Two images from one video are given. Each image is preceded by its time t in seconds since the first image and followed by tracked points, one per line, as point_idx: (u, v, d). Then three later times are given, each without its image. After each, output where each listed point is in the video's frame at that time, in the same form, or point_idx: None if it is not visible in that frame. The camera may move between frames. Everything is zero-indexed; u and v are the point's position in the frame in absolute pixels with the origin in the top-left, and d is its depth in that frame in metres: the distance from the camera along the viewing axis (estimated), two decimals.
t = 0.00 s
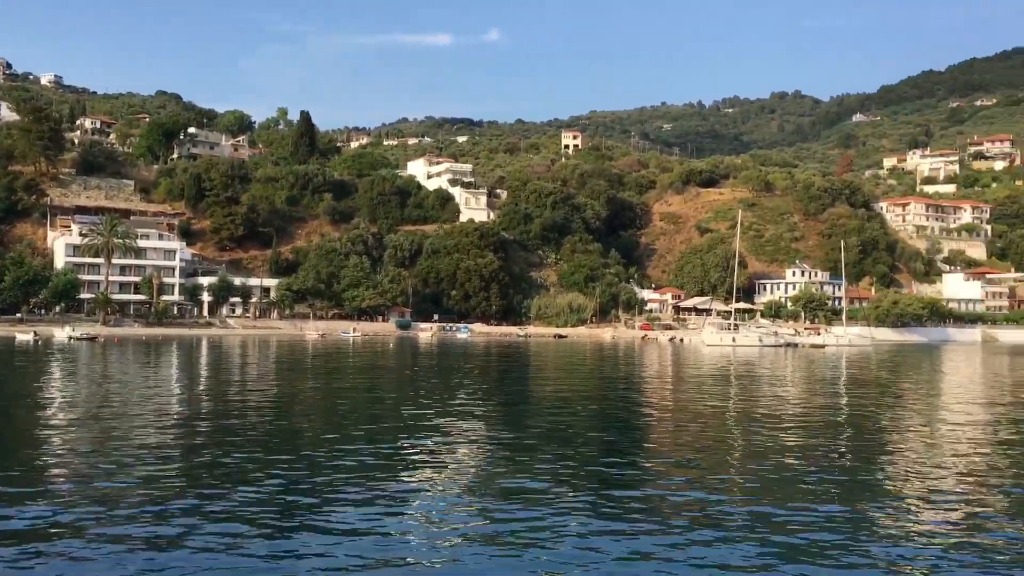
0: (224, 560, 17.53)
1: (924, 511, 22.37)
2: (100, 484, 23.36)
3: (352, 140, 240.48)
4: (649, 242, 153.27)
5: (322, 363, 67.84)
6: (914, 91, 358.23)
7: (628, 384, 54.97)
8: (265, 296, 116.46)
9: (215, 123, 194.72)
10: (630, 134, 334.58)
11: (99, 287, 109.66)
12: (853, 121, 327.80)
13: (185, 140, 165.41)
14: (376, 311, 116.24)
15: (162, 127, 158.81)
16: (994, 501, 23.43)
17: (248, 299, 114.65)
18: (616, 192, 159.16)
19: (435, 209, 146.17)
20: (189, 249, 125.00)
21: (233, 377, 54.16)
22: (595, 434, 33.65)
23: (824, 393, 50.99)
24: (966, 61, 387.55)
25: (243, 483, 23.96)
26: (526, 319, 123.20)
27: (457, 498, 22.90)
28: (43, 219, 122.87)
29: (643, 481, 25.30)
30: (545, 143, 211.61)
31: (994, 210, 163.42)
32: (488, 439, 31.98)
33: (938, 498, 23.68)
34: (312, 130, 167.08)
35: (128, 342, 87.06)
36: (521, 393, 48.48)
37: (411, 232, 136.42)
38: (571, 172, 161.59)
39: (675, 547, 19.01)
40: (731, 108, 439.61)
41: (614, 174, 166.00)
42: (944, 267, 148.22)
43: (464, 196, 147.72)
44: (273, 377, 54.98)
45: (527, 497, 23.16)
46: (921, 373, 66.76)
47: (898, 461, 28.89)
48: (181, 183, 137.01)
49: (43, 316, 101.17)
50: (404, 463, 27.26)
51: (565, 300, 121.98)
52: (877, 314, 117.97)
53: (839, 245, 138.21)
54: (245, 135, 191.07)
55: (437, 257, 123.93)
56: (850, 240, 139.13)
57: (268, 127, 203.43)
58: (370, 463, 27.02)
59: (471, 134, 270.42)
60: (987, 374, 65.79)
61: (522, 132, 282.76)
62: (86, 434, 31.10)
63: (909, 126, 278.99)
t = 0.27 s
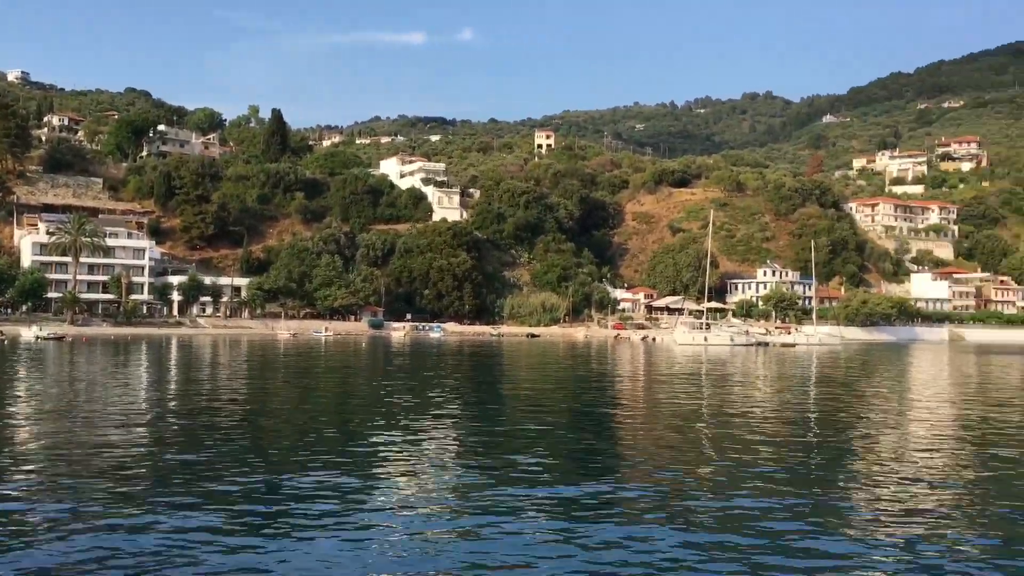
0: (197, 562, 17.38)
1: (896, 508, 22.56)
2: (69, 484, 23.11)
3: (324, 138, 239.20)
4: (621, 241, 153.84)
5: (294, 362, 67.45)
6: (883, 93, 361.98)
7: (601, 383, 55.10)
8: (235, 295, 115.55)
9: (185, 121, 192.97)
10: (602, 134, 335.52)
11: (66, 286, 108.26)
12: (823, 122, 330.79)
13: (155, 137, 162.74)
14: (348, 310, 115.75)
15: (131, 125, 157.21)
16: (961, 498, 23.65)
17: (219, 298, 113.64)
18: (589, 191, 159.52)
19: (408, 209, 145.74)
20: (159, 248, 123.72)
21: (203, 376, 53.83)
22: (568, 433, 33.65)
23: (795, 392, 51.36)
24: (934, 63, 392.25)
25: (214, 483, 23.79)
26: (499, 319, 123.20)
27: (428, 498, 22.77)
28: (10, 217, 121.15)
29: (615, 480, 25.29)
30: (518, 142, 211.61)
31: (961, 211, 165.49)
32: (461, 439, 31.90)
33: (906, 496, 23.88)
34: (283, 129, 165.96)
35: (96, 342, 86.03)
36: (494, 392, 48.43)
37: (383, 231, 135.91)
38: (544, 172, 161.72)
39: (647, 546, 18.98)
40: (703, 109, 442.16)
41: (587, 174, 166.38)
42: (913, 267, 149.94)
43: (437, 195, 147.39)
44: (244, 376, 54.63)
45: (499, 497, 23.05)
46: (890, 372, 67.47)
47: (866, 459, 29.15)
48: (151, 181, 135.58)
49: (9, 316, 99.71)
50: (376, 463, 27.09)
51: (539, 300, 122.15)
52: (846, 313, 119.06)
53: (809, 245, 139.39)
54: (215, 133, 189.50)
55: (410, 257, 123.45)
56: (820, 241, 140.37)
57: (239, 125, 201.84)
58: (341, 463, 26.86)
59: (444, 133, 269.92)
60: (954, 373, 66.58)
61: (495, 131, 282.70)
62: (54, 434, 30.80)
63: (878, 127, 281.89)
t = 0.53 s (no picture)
0: (170, 563, 17.34)
1: (865, 505, 22.82)
2: (40, 486, 22.96)
3: (297, 137, 237.88)
4: (595, 241, 154.30)
5: (267, 362, 67.07)
6: (854, 94, 365.28)
7: (575, 382, 55.22)
8: (207, 295, 114.76)
9: (156, 119, 191.21)
10: (577, 133, 336.11)
11: (35, 285, 106.99)
12: (795, 122, 333.36)
13: (125, 136, 159.92)
14: (322, 310, 115.21)
15: (101, 122, 155.70)
16: (930, 496, 23.80)
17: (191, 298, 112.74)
18: (563, 191, 159.70)
19: (382, 208, 145.23)
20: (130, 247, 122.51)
21: (174, 376, 53.54)
22: (541, 432, 33.73)
23: (767, 391, 51.65)
24: (904, 65, 396.47)
25: (187, 483, 23.70)
26: (473, 318, 123.12)
27: (400, 501, 22.54)
28: None
29: (589, 480, 25.19)
30: (492, 141, 211.56)
31: (930, 211, 167.31)
32: (434, 439, 31.79)
33: (876, 494, 23.98)
34: (256, 127, 164.87)
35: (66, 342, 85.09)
36: (469, 392, 48.38)
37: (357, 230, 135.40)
38: (518, 171, 161.82)
39: (621, 548, 18.86)
40: (677, 109, 444.04)
41: (561, 173, 166.67)
42: (883, 267, 151.45)
43: (411, 194, 146.94)
44: (216, 376, 54.36)
45: (472, 498, 22.87)
46: (861, 371, 68.08)
47: (837, 457, 29.31)
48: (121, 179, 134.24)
49: None
50: (349, 464, 26.87)
51: (513, 300, 122.23)
52: (818, 312, 119.97)
53: (782, 245, 140.35)
54: (187, 131, 187.90)
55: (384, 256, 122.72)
56: (792, 240, 141.37)
57: (211, 123, 200.30)
58: (313, 463, 26.80)
59: (419, 132, 269.17)
60: (924, 371, 67.25)
61: (470, 131, 282.47)
62: (23, 434, 30.58)
63: (849, 128, 284.43)
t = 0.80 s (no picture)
0: (144, 566, 17.21)
1: (839, 502, 22.97)
2: (11, 488, 22.70)
3: (271, 136, 236.45)
4: (571, 240, 154.60)
5: (241, 362, 66.66)
6: (827, 95, 368.19)
7: (550, 381, 55.24)
8: (180, 295, 113.88)
9: (128, 117, 189.42)
10: (552, 133, 336.63)
11: (5, 285, 105.71)
12: (769, 123, 335.58)
13: (96, 134, 159.67)
14: (296, 310, 114.51)
15: (72, 120, 154.09)
16: (901, 494, 23.95)
17: (164, 297, 111.83)
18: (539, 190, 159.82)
19: (357, 207, 144.65)
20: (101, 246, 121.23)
21: (147, 377, 53.24)
22: (518, 432, 33.69)
23: (741, 390, 51.83)
24: (876, 66, 400.09)
25: (161, 485, 23.50)
26: (449, 318, 122.89)
27: (375, 501, 22.35)
28: None
29: (566, 480, 25.11)
30: (467, 141, 211.25)
31: (902, 211, 169.00)
32: (409, 439, 31.65)
33: (849, 492, 24.09)
34: (229, 126, 163.67)
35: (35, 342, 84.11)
36: (445, 391, 48.26)
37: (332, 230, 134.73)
38: (494, 170, 161.69)
39: (597, 547, 18.83)
40: (652, 109, 445.53)
41: (536, 173, 166.80)
42: (855, 267, 152.93)
43: (386, 194, 146.48)
44: (189, 376, 54.09)
45: (448, 498, 22.75)
46: (834, 369, 68.53)
47: (809, 455, 29.47)
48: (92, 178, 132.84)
49: None
50: (324, 464, 26.73)
51: (488, 299, 122.05)
52: (792, 310, 120.65)
53: (755, 244, 141.25)
54: (159, 129, 186.22)
55: (359, 255, 122.52)
56: (766, 240, 142.24)
57: (183, 122, 198.63)
58: (288, 464, 26.68)
59: (394, 131, 268.18)
60: (895, 370, 67.85)
61: (445, 130, 281.98)
62: None
63: (822, 129, 286.73)
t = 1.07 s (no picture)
0: (116, 570, 16.94)
1: (817, 502, 22.94)
2: None
3: (245, 135, 234.84)
4: (547, 240, 154.86)
5: (216, 363, 66.33)
6: (800, 96, 371.08)
7: (526, 381, 55.16)
8: (153, 295, 112.92)
9: (99, 116, 187.47)
10: (528, 133, 336.74)
11: None
12: (743, 123, 337.46)
13: (67, 132, 158.38)
14: (271, 310, 113.68)
15: (43, 118, 152.31)
16: (879, 492, 24.04)
17: (136, 298, 110.92)
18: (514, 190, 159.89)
19: (332, 207, 143.99)
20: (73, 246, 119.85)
21: (121, 377, 52.92)
22: (495, 432, 33.52)
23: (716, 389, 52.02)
24: (849, 68, 403.46)
25: (133, 488, 23.17)
26: (425, 318, 122.55)
27: (355, 503, 22.21)
28: None
29: (545, 480, 25.08)
30: (443, 141, 210.81)
31: (874, 211, 170.57)
32: (386, 439, 31.45)
33: (829, 491, 24.14)
34: (203, 125, 162.38)
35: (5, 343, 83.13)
36: (421, 392, 48.03)
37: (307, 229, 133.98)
38: (469, 170, 161.46)
39: (580, 547, 18.83)
40: (627, 109, 446.82)
41: (512, 173, 166.79)
42: (828, 267, 154.35)
43: (362, 194, 145.94)
44: (164, 377, 53.81)
45: (428, 499, 22.64)
46: (809, 368, 68.79)
47: (786, 454, 29.56)
48: (63, 176, 131.36)
49: None
50: (302, 466, 26.53)
51: (464, 299, 121.62)
52: (766, 311, 120.83)
53: (730, 244, 142.06)
54: (131, 128, 184.44)
55: (335, 255, 122.34)
56: (741, 240, 143.07)
57: (156, 120, 196.90)
58: (263, 465, 26.44)
59: (369, 131, 267.00)
60: (868, 369, 68.43)
61: (421, 129, 281.31)
62: None
63: (795, 129, 288.91)
